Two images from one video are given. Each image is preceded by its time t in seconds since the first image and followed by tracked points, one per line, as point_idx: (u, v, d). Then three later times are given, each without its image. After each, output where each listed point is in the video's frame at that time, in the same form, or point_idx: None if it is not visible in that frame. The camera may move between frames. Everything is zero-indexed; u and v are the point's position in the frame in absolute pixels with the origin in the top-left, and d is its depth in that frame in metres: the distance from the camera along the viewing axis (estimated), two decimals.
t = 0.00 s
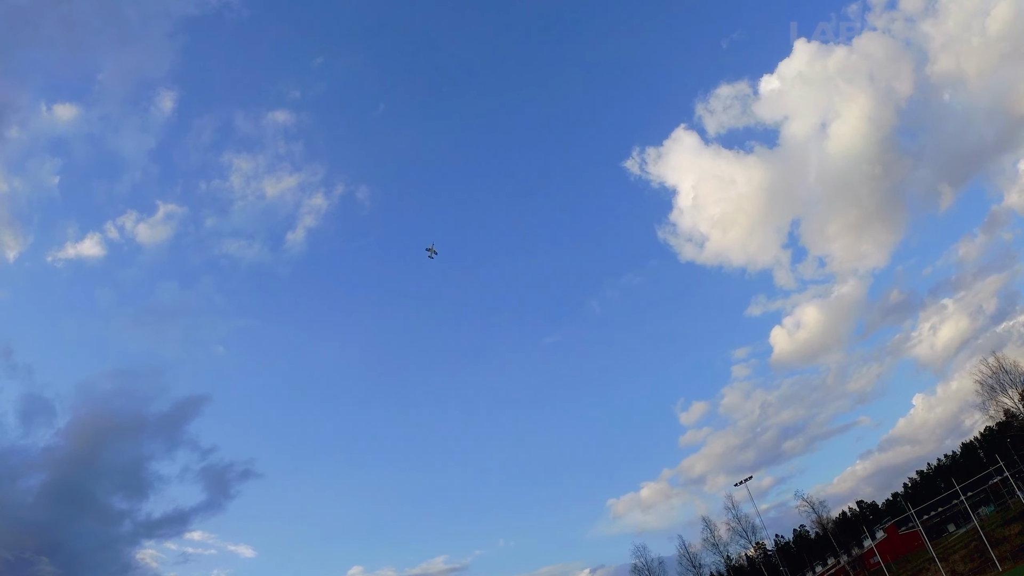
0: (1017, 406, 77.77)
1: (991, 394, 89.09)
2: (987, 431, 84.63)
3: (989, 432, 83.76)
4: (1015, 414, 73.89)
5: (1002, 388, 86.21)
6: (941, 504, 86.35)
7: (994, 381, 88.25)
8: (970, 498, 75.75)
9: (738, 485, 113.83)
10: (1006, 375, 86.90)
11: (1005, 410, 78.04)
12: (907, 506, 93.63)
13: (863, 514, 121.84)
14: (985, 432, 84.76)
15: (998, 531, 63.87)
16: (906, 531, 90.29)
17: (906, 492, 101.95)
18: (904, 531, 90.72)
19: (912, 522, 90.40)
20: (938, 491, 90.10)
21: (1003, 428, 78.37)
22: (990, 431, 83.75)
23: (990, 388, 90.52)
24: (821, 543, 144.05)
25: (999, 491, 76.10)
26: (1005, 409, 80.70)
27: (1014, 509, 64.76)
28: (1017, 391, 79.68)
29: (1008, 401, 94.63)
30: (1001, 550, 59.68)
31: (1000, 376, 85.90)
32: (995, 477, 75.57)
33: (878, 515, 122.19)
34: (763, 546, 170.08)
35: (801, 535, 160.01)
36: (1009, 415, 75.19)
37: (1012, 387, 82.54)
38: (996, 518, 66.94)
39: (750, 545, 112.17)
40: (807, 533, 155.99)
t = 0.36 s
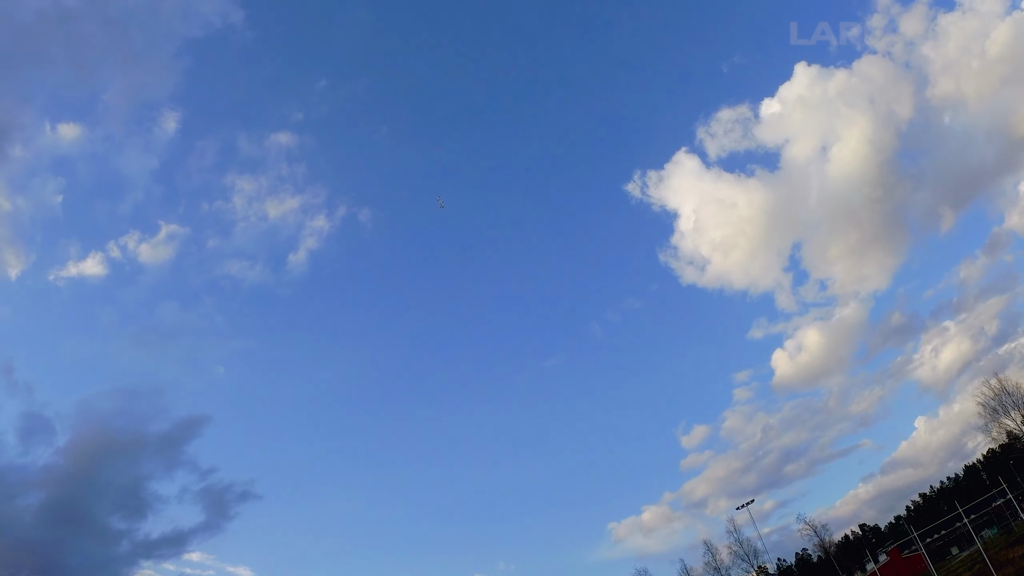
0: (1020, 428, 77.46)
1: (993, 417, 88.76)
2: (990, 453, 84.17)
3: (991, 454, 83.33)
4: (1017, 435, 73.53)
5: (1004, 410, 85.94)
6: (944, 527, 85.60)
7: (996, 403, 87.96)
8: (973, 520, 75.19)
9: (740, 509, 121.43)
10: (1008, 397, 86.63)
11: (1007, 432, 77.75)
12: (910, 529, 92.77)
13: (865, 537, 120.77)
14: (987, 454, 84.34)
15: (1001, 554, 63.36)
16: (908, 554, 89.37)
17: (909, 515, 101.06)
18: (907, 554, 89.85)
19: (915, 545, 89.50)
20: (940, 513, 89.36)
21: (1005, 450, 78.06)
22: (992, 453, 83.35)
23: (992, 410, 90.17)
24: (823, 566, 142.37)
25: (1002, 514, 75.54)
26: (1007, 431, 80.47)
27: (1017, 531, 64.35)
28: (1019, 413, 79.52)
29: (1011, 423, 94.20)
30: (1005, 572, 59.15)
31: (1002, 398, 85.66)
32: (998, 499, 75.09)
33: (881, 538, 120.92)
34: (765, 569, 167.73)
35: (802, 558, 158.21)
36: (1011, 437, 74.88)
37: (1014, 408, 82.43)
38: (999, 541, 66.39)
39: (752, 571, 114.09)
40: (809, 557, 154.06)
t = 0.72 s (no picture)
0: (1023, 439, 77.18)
1: (996, 429, 88.37)
2: (993, 465, 83.75)
3: (995, 466, 82.88)
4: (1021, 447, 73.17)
5: (1008, 422, 85.60)
6: (947, 539, 85.02)
7: (999, 414, 87.61)
8: (977, 533, 74.69)
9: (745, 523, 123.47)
10: (1011, 409, 86.28)
11: (1011, 444, 77.42)
12: (913, 542, 92.11)
13: (868, 550, 119.73)
14: (990, 466, 83.93)
15: (1005, 567, 62.90)
16: (912, 567, 88.66)
17: (913, 527, 100.38)
18: (910, 566, 89.24)
19: (918, 558, 88.81)
20: (944, 526, 88.77)
21: (1009, 462, 77.70)
22: (995, 465, 82.94)
23: (996, 422, 89.72)
24: None
25: (1006, 526, 75.08)
26: (1010, 443, 80.12)
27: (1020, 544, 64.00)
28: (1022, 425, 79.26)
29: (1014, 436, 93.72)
30: None
31: (1004, 410, 85.37)
32: (1001, 511, 74.69)
33: (884, 551, 119.97)
34: None
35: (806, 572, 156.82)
36: (1015, 449, 74.54)
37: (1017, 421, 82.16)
38: (1003, 553, 65.93)
39: None
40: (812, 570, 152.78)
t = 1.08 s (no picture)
0: None
1: (999, 433, 88.32)
2: (995, 470, 83.76)
3: (997, 471, 82.91)
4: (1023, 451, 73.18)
5: (1010, 426, 85.64)
6: (949, 544, 84.99)
7: (1002, 419, 87.59)
8: (979, 537, 74.71)
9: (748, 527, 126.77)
10: (1014, 413, 86.31)
11: (1013, 448, 77.48)
12: (915, 546, 92.09)
13: (871, 554, 119.41)
14: (993, 471, 83.91)
15: (1007, 571, 62.98)
16: (914, 571, 88.67)
17: (915, 531, 100.36)
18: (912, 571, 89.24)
19: (920, 562, 88.86)
20: (946, 530, 88.71)
21: (1011, 466, 77.76)
22: (997, 470, 82.97)
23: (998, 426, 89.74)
24: None
25: (1009, 530, 75.13)
26: (1013, 447, 80.18)
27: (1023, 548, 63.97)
28: None
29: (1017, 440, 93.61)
30: None
31: (1007, 414, 85.29)
32: (1004, 516, 74.76)
33: (886, 555, 119.83)
34: None
35: None
36: (1017, 453, 74.50)
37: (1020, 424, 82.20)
38: (1006, 558, 65.98)
39: None
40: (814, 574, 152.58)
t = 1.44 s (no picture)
0: None
1: (1000, 434, 88.24)
2: (995, 470, 83.74)
3: (997, 471, 83.00)
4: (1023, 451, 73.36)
5: (1010, 427, 85.72)
6: (949, 544, 85.10)
7: (1002, 419, 87.56)
8: (979, 538, 74.88)
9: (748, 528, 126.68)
10: (1014, 414, 86.25)
11: (1013, 449, 77.62)
12: (916, 547, 92.20)
13: (870, 554, 119.60)
14: (993, 471, 83.97)
15: (1006, 572, 63.10)
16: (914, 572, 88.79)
17: (915, 532, 100.49)
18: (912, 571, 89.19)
19: (920, 563, 88.97)
20: (946, 531, 88.82)
21: (1011, 466, 77.98)
22: (997, 470, 83.07)
23: (999, 427, 89.87)
24: None
25: (1009, 531, 75.14)
26: (1013, 448, 80.25)
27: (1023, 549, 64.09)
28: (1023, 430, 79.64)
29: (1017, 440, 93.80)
30: None
31: (1008, 415, 85.42)
32: (1004, 516, 74.82)
33: (886, 555, 119.94)
34: None
35: None
36: (1017, 454, 74.64)
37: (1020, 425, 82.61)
38: (1006, 558, 66.08)
39: None
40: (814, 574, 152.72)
